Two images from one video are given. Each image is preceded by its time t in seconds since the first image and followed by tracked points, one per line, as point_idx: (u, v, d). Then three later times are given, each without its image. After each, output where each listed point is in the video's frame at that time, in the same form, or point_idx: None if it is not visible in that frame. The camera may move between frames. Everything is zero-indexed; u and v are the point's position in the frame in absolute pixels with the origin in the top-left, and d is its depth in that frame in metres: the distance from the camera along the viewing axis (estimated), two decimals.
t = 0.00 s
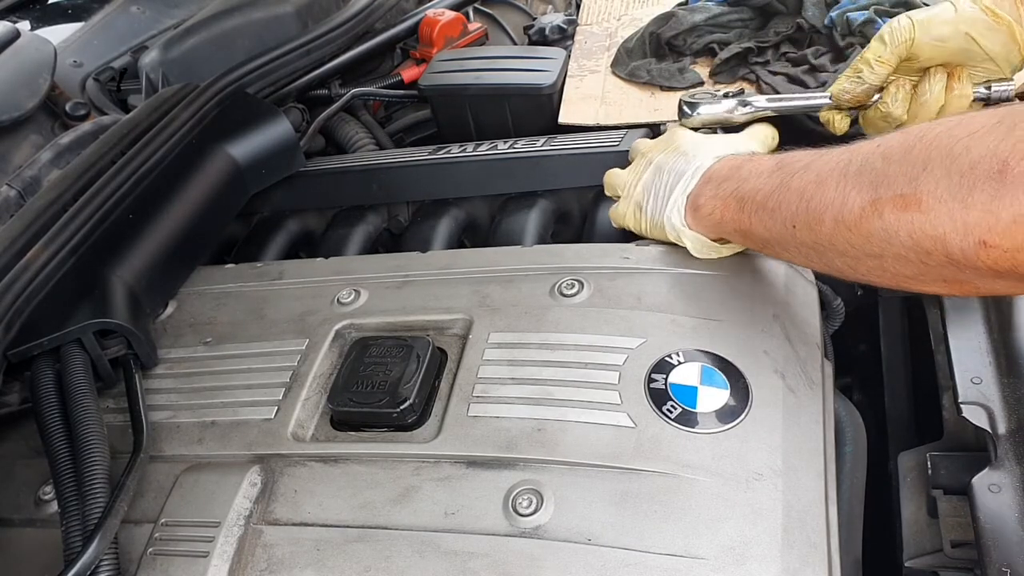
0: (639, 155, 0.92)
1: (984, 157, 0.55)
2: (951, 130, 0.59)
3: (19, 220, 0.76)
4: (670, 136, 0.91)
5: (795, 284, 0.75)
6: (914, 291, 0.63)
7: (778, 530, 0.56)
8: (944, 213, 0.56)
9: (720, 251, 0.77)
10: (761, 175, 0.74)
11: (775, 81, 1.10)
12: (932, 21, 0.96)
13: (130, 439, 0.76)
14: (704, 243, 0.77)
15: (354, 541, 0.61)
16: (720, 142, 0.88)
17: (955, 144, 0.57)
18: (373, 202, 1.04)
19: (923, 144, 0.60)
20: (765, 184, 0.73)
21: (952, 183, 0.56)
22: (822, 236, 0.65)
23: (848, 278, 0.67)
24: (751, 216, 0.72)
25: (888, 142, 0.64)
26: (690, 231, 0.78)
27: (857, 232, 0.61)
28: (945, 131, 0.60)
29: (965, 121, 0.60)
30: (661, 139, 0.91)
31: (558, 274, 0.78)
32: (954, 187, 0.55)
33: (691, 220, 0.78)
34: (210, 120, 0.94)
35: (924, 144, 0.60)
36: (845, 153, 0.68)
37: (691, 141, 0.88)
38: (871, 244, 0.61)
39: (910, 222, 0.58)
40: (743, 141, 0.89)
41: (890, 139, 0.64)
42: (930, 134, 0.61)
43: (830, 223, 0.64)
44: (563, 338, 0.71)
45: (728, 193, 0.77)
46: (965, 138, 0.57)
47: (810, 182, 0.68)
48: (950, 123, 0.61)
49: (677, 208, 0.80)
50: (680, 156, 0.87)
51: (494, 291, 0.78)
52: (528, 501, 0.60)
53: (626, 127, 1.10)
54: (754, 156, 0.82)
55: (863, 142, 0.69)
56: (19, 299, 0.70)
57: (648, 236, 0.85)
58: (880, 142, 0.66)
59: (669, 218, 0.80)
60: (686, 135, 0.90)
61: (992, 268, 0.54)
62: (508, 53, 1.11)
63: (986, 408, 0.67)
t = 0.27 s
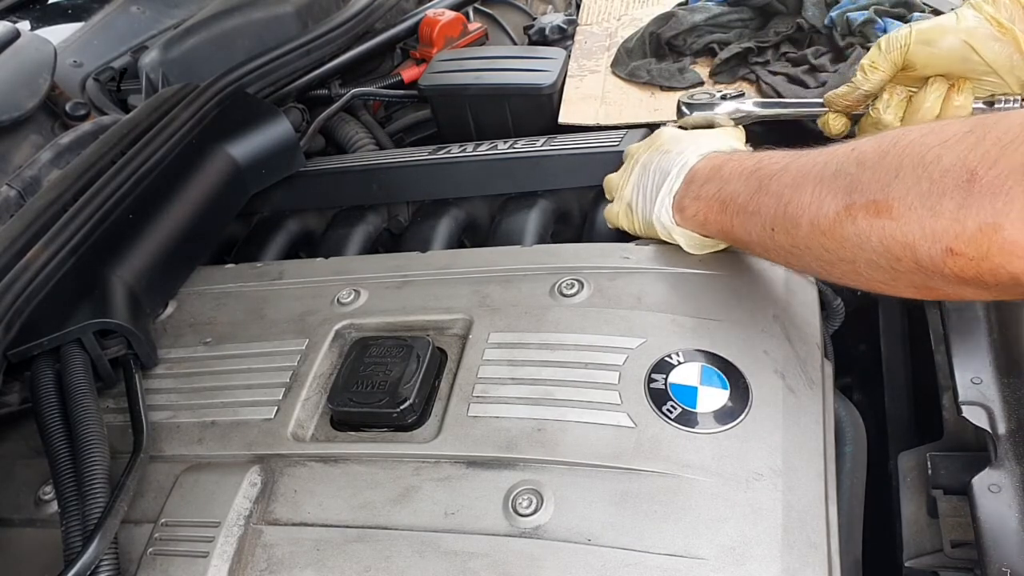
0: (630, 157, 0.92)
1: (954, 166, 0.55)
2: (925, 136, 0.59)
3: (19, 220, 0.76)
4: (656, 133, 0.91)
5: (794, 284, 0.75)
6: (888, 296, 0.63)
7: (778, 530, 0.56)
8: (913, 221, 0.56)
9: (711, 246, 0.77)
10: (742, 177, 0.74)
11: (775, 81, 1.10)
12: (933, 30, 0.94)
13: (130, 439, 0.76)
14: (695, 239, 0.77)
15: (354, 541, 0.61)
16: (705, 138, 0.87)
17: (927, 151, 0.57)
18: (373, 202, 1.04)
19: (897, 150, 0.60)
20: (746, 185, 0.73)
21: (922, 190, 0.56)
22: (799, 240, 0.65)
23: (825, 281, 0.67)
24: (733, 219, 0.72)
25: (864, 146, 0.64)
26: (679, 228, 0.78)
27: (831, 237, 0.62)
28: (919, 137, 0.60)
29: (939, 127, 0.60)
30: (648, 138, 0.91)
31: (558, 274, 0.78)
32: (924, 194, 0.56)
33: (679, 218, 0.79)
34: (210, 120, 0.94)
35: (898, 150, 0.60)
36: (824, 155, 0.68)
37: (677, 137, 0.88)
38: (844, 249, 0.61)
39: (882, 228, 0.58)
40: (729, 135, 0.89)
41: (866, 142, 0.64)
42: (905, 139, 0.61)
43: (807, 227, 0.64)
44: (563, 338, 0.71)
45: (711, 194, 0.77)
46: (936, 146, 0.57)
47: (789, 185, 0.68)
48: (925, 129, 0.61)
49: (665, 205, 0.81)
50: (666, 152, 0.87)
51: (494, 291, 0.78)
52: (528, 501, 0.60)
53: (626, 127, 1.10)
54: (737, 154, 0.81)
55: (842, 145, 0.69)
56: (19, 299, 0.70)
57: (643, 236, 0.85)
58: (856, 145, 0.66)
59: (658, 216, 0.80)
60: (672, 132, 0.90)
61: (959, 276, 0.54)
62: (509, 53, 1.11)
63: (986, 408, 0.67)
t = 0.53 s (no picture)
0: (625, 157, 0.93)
1: (929, 177, 0.56)
2: (902, 146, 0.60)
3: (19, 220, 0.76)
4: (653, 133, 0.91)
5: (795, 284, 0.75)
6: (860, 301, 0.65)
7: (778, 530, 0.56)
8: (888, 229, 0.57)
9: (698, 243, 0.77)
10: (726, 177, 0.75)
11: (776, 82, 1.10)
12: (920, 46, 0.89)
13: (130, 439, 0.76)
14: (683, 235, 0.78)
15: (354, 541, 0.61)
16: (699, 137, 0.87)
17: (904, 161, 0.58)
18: (373, 202, 1.04)
19: (874, 157, 0.61)
20: (728, 186, 0.73)
21: (898, 200, 0.57)
22: (778, 242, 0.66)
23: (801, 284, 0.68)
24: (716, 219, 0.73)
25: (843, 151, 0.65)
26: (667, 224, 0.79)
27: (807, 241, 0.63)
28: (896, 145, 0.61)
29: (916, 137, 0.61)
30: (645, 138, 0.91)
31: (557, 274, 0.78)
32: (899, 203, 0.57)
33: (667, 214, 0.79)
34: (210, 120, 0.94)
35: (876, 157, 0.61)
36: (805, 159, 0.68)
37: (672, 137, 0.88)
38: (820, 253, 0.62)
39: (857, 235, 0.59)
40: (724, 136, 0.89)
41: (845, 148, 0.65)
42: (883, 146, 0.62)
43: (785, 230, 0.65)
44: (563, 338, 0.71)
45: (697, 194, 0.77)
46: (913, 156, 0.58)
47: (769, 187, 0.68)
48: (902, 137, 0.62)
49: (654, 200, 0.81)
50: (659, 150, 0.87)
51: (494, 291, 0.78)
52: (528, 501, 0.60)
53: (626, 127, 1.10)
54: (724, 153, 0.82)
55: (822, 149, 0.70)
56: (19, 299, 0.70)
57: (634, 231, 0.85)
58: (836, 149, 0.66)
59: (647, 210, 0.81)
60: (667, 131, 0.90)
61: (930, 286, 0.56)
62: (508, 53, 1.11)
63: (986, 408, 0.67)
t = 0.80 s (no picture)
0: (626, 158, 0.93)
1: (920, 187, 0.56)
2: (895, 154, 0.61)
3: (19, 220, 0.76)
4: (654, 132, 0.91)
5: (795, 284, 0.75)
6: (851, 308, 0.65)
7: (778, 530, 0.56)
8: (879, 237, 0.57)
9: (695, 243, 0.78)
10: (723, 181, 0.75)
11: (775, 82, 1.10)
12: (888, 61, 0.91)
13: (130, 439, 0.76)
14: (679, 235, 0.78)
15: (354, 541, 0.61)
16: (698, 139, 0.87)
17: (896, 169, 0.59)
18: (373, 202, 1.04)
19: (868, 165, 0.61)
20: (725, 189, 0.74)
21: (889, 208, 0.57)
22: (771, 246, 0.66)
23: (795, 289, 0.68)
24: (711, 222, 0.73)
25: (839, 158, 0.65)
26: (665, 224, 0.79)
27: (800, 246, 0.63)
28: (890, 154, 0.61)
29: (910, 144, 0.62)
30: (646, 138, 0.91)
31: (557, 274, 0.78)
32: (891, 212, 0.57)
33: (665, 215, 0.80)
34: (210, 120, 0.94)
35: (869, 165, 0.61)
36: (802, 164, 0.69)
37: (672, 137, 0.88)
38: (813, 258, 0.63)
39: (849, 242, 0.60)
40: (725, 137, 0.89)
41: (841, 154, 0.66)
42: (877, 154, 0.62)
43: (780, 235, 0.65)
44: (563, 338, 0.71)
45: (694, 196, 0.78)
46: (905, 165, 0.59)
47: (765, 192, 0.69)
48: (896, 146, 0.62)
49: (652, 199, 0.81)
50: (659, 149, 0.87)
51: (494, 291, 0.78)
52: (528, 501, 0.60)
53: (626, 127, 1.10)
54: (723, 156, 0.82)
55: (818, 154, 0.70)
56: (19, 299, 0.70)
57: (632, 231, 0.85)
58: (831, 155, 0.67)
59: (645, 209, 0.81)
60: (669, 130, 0.90)
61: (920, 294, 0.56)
62: (509, 53, 1.11)
63: (986, 408, 0.67)
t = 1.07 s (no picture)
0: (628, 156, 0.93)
1: (942, 188, 0.56)
2: (911, 152, 0.61)
3: (19, 220, 0.76)
4: (653, 131, 0.91)
5: (795, 284, 0.75)
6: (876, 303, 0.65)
7: (778, 530, 0.56)
8: (904, 239, 0.57)
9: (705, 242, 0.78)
10: (732, 181, 0.75)
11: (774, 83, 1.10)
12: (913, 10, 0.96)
13: (130, 439, 0.76)
14: (689, 235, 0.78)
15: (354, 541, 0.61)
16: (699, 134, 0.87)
17: (914, 170, 0.59)
18: (373, 202, 1.04)
19: (883, 165, 0.61)
20: (736, 190, 0.74)
21: (913, 210, 0.57)
22: (791, 250, 0.66)
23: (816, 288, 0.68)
24: (725, 225, 0.73)
25: (852, 157, 0.65)
26: (674, 224, 0.79)
27: (823, 250, 0.63)
28: (906, 151, 0.61)
29: (923, 142, 0.61)
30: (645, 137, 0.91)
31: (557, 274, 0.78)
32: (914, 214, 0.57)
33: (674, 215, 0.79)
34: (209, 120, 0.94)
35: (886, 165, 0.61)
36: (814, 163, 0.69)
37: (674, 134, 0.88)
38: (836, 262, 0.63)
39: (873, 245, 0.60)
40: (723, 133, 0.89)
41: (853, 154, 0.65)
42: (892, 154, 0.62)
43: (799, 239, 0.65)
44: (564, 338, 0.71)
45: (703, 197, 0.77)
46: (923, 165, 0.58)
47: (779, 194, 0.69)
48: (910, 142, 0.62)
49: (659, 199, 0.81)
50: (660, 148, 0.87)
51: (494, 290, 0.78)
52: (528, 501, 0.60)
53: (626, 127, 1.10)
54: (727, 153, 0.82)
55: (828, 152, 0.70)
56: (19, 299, 0.70)
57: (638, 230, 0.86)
58: (843, 155, 0.66)
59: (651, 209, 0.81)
60: (668, 128, 0.90)
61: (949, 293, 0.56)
62: (508, 53, 1.11)
63: (986, 408, 0.67)
